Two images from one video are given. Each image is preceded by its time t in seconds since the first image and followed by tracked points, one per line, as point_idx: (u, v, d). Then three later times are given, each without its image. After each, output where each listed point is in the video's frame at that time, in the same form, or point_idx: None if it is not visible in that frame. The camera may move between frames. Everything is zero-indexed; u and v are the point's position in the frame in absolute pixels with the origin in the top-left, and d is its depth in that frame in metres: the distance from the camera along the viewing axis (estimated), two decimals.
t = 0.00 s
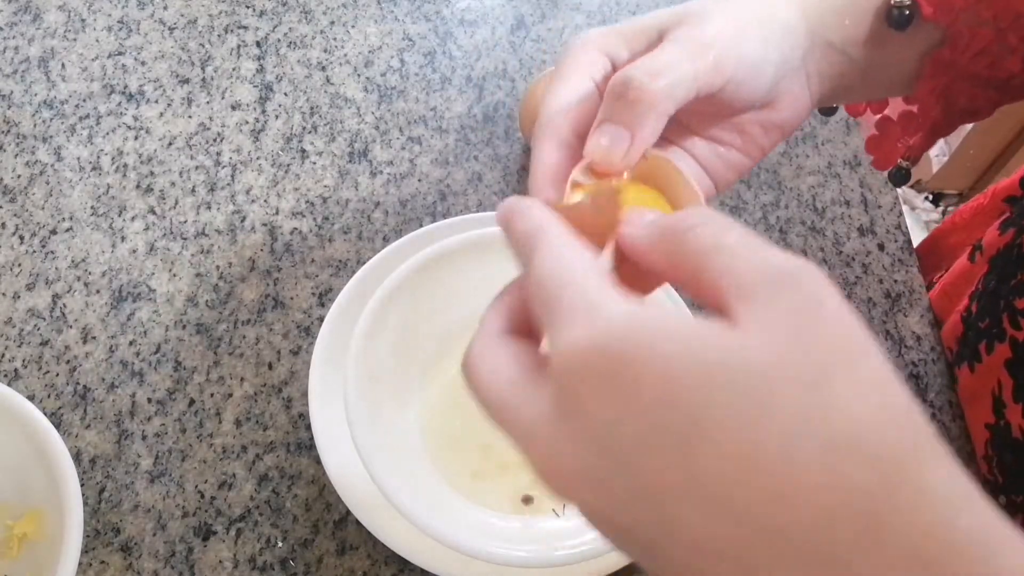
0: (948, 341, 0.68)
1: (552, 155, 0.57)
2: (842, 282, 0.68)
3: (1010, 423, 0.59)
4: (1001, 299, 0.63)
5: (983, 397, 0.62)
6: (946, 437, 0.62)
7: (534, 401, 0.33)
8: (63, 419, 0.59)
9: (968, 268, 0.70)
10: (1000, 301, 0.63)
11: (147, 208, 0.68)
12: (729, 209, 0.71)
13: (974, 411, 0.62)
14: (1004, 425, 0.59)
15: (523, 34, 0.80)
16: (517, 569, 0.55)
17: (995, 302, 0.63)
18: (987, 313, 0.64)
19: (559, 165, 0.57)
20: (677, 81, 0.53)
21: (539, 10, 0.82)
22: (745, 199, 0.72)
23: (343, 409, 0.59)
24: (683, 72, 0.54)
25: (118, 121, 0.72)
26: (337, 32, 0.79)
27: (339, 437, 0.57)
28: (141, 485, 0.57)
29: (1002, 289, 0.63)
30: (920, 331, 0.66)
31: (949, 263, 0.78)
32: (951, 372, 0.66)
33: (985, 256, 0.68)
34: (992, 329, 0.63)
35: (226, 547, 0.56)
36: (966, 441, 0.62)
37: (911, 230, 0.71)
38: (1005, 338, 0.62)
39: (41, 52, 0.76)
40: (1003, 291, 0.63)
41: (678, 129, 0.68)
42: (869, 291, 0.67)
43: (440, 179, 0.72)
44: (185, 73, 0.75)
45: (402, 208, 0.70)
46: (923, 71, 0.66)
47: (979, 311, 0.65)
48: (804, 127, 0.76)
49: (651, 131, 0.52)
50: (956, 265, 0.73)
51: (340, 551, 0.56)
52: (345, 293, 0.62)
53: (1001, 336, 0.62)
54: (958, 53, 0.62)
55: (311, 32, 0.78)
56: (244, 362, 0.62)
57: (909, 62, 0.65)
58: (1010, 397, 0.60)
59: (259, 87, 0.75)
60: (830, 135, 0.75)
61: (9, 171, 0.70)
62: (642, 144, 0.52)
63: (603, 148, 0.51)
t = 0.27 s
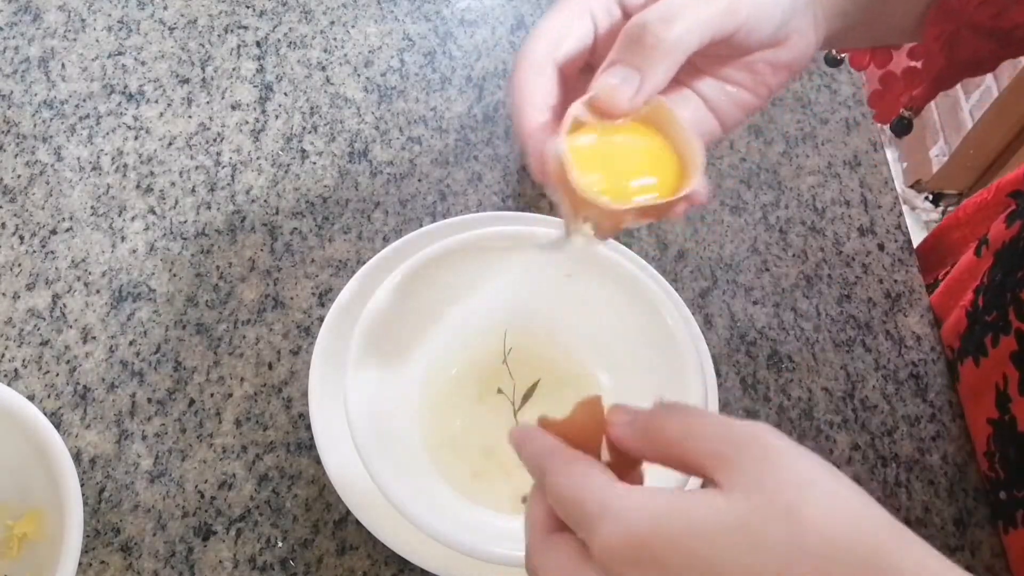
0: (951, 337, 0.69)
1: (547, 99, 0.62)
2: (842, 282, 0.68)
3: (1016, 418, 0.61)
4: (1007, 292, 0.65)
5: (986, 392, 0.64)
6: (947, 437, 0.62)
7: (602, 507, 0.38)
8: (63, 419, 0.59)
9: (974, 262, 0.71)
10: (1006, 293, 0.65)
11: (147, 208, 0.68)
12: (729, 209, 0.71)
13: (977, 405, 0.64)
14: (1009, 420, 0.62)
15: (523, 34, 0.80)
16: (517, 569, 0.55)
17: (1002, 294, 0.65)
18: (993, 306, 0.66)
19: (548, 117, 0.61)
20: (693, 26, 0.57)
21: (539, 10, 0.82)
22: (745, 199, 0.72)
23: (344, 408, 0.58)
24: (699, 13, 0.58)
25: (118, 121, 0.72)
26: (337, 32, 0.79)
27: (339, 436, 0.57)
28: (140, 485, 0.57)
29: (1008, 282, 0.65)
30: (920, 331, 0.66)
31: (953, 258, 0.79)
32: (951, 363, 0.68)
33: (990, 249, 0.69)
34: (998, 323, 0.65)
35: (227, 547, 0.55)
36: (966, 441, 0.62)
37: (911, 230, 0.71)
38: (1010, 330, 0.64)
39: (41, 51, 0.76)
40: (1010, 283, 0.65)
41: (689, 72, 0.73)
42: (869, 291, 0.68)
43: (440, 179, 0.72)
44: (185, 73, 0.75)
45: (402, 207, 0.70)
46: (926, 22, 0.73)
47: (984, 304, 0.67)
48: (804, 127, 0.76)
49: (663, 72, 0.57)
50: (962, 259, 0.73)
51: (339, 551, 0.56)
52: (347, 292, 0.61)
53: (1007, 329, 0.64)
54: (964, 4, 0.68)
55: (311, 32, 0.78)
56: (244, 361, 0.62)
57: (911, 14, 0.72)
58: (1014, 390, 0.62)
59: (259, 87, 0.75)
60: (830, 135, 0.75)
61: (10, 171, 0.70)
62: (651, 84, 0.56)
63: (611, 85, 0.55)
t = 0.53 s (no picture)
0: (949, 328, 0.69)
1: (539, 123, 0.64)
2: (842, 282, 0.68)
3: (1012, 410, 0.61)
4: (1007, 283, 0.64)
5: (983, 382, 0.63)
6: (947, 437, 0.62)
7: (631, 503, 0.37)
8: (63, 419, 0.59)
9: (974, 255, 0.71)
10: (1006, 284, 0.64)
11: (147, 208, 0.68)
12: (729, 209, 0.71)
13: (974, 397, 0.63)
14: (1006, 411, 0.61)
15: (523, 34, 0.80)
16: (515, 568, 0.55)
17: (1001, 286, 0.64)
18: (992, 297, 0.65)
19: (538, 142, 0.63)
20: (664, 54, 0.58)
21: (539, 9, 0.82)
22: (745, 199, 0.72)
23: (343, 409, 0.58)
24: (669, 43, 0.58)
25: (118, 121, 0.72)
26: (337, 31, 0.79)
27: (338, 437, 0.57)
28: (140, 485, 0.57)
29: (1008, 273, 0.64)
30: (920, 331, 0.66)
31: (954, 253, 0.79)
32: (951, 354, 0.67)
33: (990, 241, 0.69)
34: (997, 313, 0.64)
35: (227, 547, 0.56)
36: (966, 441, 0.62)
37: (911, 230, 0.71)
38: (1008, 322, 0.64)
39: (41, 52, 0.76)
40: (1009, 274, 0.64)
41: (679, 88, 0.75)
42: (869, 291, 0.68)
43: (440, 179, 0.72)
44: (185, 73, 0.75)
45: (402, 207, 0.70)
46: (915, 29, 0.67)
47: (983, 295, 0.66)
48: (804, 127, 0.76)
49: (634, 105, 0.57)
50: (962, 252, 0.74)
51: (339, 550, 0.56)
52: (345, 294, 0.61)
53: (1004, 320, 0.64)
54: (951, 10, 0.62)
55: (311, 32, 0.78)
56: (244, 361, 0.62)
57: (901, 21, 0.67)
58: (1010, 382, 0.62)
59: (259, 87, 0.75)
60: (830, 135, 0.75)
61: (10, 171, 0.70)
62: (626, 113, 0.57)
63: (588, 117, 0.57)
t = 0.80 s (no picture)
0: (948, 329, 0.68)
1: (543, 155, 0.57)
2: (842, 282, 0.68)
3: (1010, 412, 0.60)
4: (1004, 286, 0.63)
5: (982, 385, 0.63)
6: (947, 437, 0.62)
7: (635, 474, 0.41)
8: (63, 419, 0.59)
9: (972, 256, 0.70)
10: (1004, 287, 0.63)
11: (146, 208, 0.68)
12: (729, 209, 0.71)
13: (973, 400, 0.63)
14: (1004, 413, 0.61)
15: (523, 34, 0.80)
16: (515, 569, 0.55)
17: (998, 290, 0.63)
18: (989, 299, 0.65)
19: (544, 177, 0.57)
20: (677, 94, 0.51)
21: (539, 9, 0.82)
22: (745, 199, 0.72)
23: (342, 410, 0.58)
24: (683, 82, 0.51)
25: (117, 121, 0.72)
26: (337, 31, 0.79)
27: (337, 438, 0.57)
28: (141, 485, 0.57)
29: (1005, 276, 0.64)
30: (920, 331, 0.66)
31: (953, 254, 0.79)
32: (950, 356, 0.67)
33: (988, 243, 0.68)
34: (994, 316, 0.64)
35: (227, 547, 0.56)
36: (965, 441, 0.62)
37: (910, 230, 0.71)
38: (1005, 325, 0.63)
39: (41, 52, 0.76)
40: (1007, 277, 0.63)
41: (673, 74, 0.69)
42: (869, 291, 0.68)
43: (440, 179, 0.72)
44: (185, 73, 0.75)
45: (402, 207, 0.70)
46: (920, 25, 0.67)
47: (980, 298, 0.65)
48: (805, 127, 0.76)
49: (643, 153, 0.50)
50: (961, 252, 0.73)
51: (339, 550, 0.56)
52: (344, 294, 0.61)
53: (1002, 323, 0.63)
54: (956, 8, 0.64)
55: (311, 32, 0.78)
56: (244, 361, 0.62)
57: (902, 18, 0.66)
58: (1009, 385, 0.61)
59: (259, 87, 0.75)
60: (830, 134, 0.75)
61: (10, 171, 0.70)
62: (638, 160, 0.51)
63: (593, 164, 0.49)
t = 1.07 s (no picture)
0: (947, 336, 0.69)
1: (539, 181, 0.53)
2: (842, 282, 0.68)
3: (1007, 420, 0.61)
4: (999, 296, 0.64)
5: (979, 394, 0.64)
6: (947, 437, 0.62)
7: (613, 479, 0.42)
8: (63, 419, 0.59)
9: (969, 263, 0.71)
10: (998, 297, 0.64)
11: (146, 208, 0.68)
12: (729, 209, 0.71)
13: (971, 407, 0.64)
14: (1001, 422, 0.61)
15: (523, 34, 0.80)
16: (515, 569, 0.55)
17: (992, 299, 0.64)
18: (984, 309, 0.65)
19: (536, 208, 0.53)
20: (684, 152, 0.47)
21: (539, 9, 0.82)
22: (745, 199, 0.72)
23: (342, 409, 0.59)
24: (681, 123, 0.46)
25: (117, 122, 0.72)
26: (337, 31, 0.79)
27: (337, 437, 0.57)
28: (140, 485, 0.57)
29: (1000, 285, 0.64)
30: (920, 331, 0.66)
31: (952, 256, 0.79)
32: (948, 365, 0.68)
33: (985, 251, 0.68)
34: (989, 326, 0.64)
35: (227, 548, 0.56)
36: (965, 441, 0.62)
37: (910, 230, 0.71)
38: (1001, 334, 0.64)
39: (41, 52, 0.76)
40: (1002, 287, 0.64)
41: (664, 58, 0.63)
42: (869, 291, 0.68)
43: (441, 180, 0.72)
44: (185, 73, 0.75)
45: (402, 208, 0.70)
46: None
47: (977, 307, 0.66)
48: (805, 126, 0.76)
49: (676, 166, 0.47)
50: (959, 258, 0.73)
51: (338, 550, 0.56)
52: (345, 295, 0.62)
53: (998, 332, 0.64)
54: None
55: (311, 32, 0.78)
56: (244, 361, 0.62)
57: None
58: (1005, 394, 0.62)
59: (259, 87, 0.75)
60: (831, 134, 0.75)
61: (10, 171, 0.70)
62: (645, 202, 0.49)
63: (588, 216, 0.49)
